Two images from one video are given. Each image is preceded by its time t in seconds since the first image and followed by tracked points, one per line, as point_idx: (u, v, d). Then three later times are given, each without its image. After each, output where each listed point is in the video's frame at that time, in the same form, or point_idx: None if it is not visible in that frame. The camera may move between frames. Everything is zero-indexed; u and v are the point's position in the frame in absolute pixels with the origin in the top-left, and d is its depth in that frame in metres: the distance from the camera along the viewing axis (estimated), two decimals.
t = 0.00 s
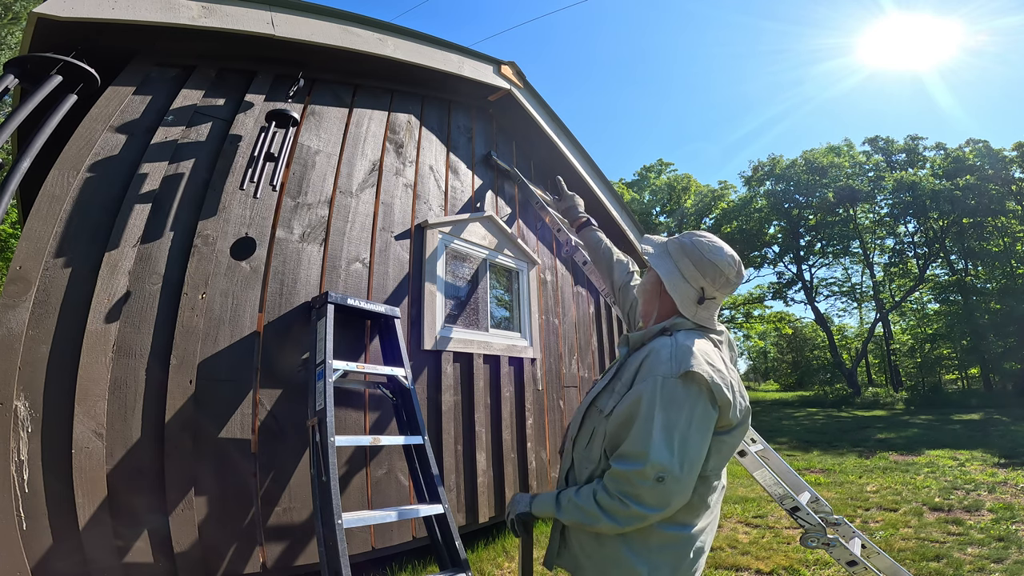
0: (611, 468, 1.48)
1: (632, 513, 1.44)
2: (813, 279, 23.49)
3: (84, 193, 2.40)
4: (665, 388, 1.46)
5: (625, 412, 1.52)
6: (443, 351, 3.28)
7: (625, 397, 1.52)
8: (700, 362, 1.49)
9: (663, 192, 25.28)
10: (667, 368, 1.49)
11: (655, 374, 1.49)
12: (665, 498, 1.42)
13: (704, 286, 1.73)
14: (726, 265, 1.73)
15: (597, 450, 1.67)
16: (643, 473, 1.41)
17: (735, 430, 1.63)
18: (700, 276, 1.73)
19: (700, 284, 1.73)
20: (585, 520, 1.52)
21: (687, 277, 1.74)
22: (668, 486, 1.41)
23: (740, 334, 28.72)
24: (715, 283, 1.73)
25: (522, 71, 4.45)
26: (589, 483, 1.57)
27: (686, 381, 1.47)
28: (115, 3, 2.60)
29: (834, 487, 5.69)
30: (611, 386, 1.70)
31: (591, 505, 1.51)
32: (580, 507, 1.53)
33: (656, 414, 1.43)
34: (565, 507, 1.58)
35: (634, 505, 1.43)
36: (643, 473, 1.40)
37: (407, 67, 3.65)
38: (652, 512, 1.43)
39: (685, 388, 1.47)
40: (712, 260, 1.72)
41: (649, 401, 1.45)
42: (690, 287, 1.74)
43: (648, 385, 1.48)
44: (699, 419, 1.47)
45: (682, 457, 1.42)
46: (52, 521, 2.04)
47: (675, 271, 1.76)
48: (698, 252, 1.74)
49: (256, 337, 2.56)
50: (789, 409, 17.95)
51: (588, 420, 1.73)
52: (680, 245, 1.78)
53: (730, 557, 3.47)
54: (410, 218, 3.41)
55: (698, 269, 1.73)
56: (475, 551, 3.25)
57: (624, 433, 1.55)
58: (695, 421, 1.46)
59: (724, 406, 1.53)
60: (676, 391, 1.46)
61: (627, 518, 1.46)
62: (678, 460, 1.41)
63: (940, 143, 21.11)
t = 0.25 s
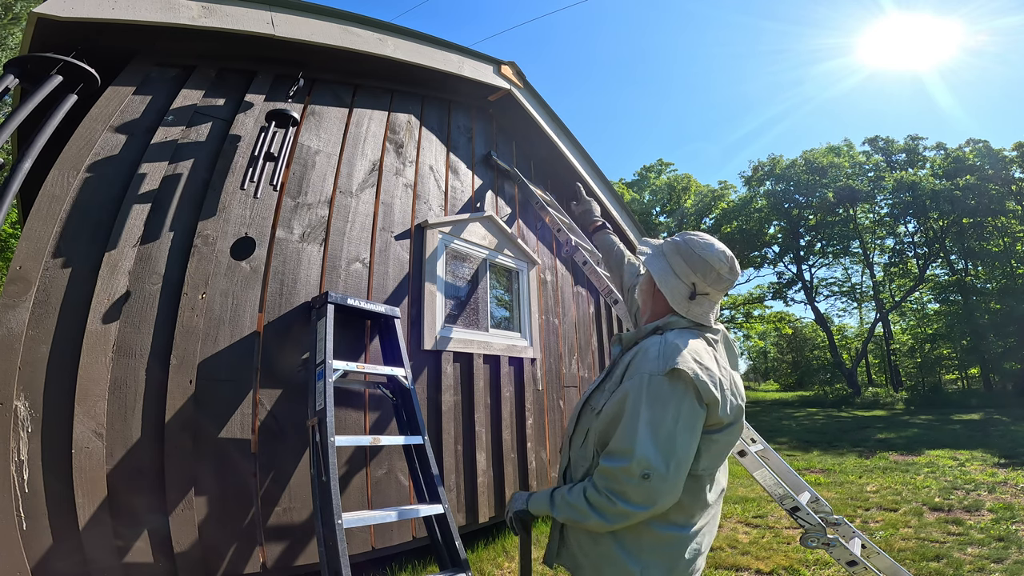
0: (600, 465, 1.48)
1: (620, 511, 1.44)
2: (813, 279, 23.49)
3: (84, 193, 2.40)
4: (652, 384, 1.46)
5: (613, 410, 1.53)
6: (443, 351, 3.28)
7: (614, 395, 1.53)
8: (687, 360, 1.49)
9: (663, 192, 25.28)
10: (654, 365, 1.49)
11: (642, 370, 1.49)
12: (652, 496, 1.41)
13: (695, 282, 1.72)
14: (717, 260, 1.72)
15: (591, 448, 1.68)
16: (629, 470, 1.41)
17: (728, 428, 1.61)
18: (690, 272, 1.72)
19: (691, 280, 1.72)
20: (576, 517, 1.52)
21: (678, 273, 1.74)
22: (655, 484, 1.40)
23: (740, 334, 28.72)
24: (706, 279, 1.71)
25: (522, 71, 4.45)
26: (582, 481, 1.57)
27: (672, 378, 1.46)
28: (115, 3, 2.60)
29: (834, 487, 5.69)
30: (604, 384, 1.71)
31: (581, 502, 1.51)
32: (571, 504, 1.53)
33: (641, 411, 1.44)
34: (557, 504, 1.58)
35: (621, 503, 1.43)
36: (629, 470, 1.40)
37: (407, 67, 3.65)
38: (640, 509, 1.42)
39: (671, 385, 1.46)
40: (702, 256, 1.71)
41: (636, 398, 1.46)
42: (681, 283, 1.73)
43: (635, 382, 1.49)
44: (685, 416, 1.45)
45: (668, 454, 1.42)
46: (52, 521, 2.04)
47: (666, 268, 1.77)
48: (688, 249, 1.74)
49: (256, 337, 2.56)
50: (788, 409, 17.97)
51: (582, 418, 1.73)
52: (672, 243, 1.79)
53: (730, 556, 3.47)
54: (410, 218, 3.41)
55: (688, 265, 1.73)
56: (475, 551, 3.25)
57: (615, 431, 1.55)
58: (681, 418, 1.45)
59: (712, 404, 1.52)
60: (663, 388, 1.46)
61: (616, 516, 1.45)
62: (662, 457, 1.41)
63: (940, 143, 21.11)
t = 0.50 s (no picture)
0: (590, 462, 1.49)
1: (610, 507, 1.44)
2: (813, 279, 23.49)
3: (84, 193, 2.40)
4: (641, 381, 1.46)
5: (606, 407, 1.54)
6: (443, 351, 3.28)
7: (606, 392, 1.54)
8: (678, 357, 1.49)
9: (663, 192, 25.27)
10: (644, 362, 1.49)
11: (632, 367, 1.50)
12: (641, 493, 1.41)
13: (690, 278, 1.73)
14: (712, 257, 1.72)
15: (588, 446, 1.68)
16: (618, 466, 1.41)
17: (721, 427, 1.59)
18: (685, 269, 1.73)
19: (686, 276, 1.73)
20: (567, 514, 1.52)
21: (673, 271, 1.75)
22: (643, 481, 1.40)
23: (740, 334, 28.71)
24: (702, 275, 1.71)
25: (522, 71, 4.45)
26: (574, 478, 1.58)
27: (662, 374, 1.47)
28: (115, 3, 2.60)
29: (834, 487, 5.69)
30: (601, 383, 1.71)
31: (572, 498, 1.52)
32: (562, 501, 1.53)
33: (631, 407, 1.44)
34: (548, 501, 1.59)
35: (610, 499, 1.43)
36: (617, 466, 1.41)
37: (407, 67, 3.65)
38: (628, 506, 1.42)
39: (661, 381, 1.47)
40: (696, 252, 1.72)
41: (626, 394, 1.46)
42: (676, 280, 1.74)
43: (626, 378, 1.50)
44: (675, 413, 1.45)
45: (657, 451, 1.42)
46: (52, 521, 2.04)
47: (662, 267, 1.78)
48: (684, 247, 1.76)
49: (256, 337, 2.56)
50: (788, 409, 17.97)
51: (580, 417, 1.74)
52: (668, 242, 1.81)
53: (730, 556, 3.47)
54: (410, 218, 3.41)
55: (683, 262, 1.74)
56: (475, 551, 3.25)
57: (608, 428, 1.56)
58: (671, 414, 1.45)
59: (705, 401, 1.51)
60: (653, 384, 1.46)
61: (606, 512, 1.45)
62: (652, 453, 1.41)
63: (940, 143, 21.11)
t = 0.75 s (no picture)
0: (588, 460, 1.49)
1: (608, 506, 1.44)
2: (813, 279, 23.50)
3: (84, 193, 2.40)
4: (638, 380, 1.47)
5: (603, 406, 1.54)
6: (443, 351, 3.28)
7: (603, 392, 1.55)
8: (674, 354, 1.49)
9: (663, 192, 25.27)
10: (641, 360, 1.49)
11: (628, 366, 1.50)
12: (640, 491, 1.40)
13: (688, 277, 1.73)
14: (710, 255, 1.72)
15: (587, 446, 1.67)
16: (616, 464, 1.41)
17: (719, 425, 1.58)
18: (683, 269, 1.73)
19: (684, 276, 1.73)
20: (566, 512, 1.52)
21: (671, 270, 1.76)
22: (641, 479, 1.39)
23: (739, 334, 28.71)
24: (699, 274, 1.71)
25: (522, 71, 4.44)
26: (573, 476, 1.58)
27: (658, 373, 1.47)
28: (115, 3, 2.60)
29: (834, 487, 5.69)
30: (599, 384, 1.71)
31: (571, 497, 1.52)
32: (560, 499, 1.53)
33: (628, 406, 1.44)
34: (548, 500, 1.59)
35: (608, 497, 1.43)
36: (615, 464, 1.41)
37: (407, 67, 3.65)
38: (626, 505, 1.42)
39: (658, 380, 1.47)
40: (694, 252, 1.73)
41: (622, 393, 1.47)
42: (675, 280, 1.74)
43: (622, 377, 1.50)
44: (672, 411, 1.45)
45: (655, 448, 1.41)
46: (52, 521, 2.04)
47: (659, 267, 1.79)
48: (681, 248, 1.77)
49: (256, 337, 2.56)
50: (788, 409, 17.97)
51: (579, 418, 1.74)
52: (666, 243, 1.82)
53: (730, 556, 3.47)
54: (410, 218, 3.41)
55: (680, 261, 1.74)
56: (475, 551, 3.25)
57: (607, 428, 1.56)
58: (668, 412, 1.45)
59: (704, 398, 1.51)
60: (650, 383, 1.46)
61: (604, 511, 1.45)
62: (649, 451, 1.41)
63: (940, 143, 21.11)
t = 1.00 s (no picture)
0: (595, 456, 1.48)
1: (616, 501, 1.43)
2: (813, 279, 23.50)
3: (84, 193, 2.39)
4: (641, 375, 1.47)
5: (607, 403, 1.54)
6: (443, 351, 3.28)
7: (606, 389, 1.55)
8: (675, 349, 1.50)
9: (663, 192, 25.27)
10: (642, 357, 1.50)
11: (631, 362, 1.51)
12: (648, 485, 1.39)
13: (698, 286, 1.72)
14: (719, 264, 1.72)
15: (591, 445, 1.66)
16: (624, 458, 1.41)
17: (718, 421, 1.59)
18: (693, 277, 1.72)
19: (695, 285, 1.72)
20: (572, 510, 1.51)
21: (681, 278, 1.74)
22: (649, 472, 1.39)
23: (739, 334, 28.71)
24: (709, 283, 1.71)
25: (522, 71, 4.44)
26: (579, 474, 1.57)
27: (661, 368, 1.48)
28: (115, 3, 2.60)
29: (834, 487, 5.69)
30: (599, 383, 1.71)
31: (578, 493, 1.51)
32: (567, 496, 1.53)
33: (632, 400, 1.44)
34: (555, 499, 1.58)
35: (616, 492, 1.42)
36: (623, 458, 1.40)
37: (407, 67, 3.65)
38: (635, 500, 1.41)
39: (661, 374, 1.47)
40: (704, 260, 1.71)
41: (626, 388, 1.47)
42: (685, 288, 1.73)
43: (625, 374, 1.50)
44: (676, 404, 1.45)
45: (663, 440, 1.41)
46: (52, 521, 2.04)
47: (669, 274, 1.76)
48: (691, 255, 1.74)
49: (256, 337, 2.56)
50: (788, 409, 17.97)
51: (581, 418, 1.73)
52: (673, 247, 1.78)
53: (730, 556, 3.47)
54: (410, 218, 3.41)
55: (690, 270, 1.73)
56: (475, 551, 3.25)
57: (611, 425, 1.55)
58: (672, 405, 1.45)
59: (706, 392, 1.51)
60: (652, 378, 1.47)
61: (611, 506, 1.44)
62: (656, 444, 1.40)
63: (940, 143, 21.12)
